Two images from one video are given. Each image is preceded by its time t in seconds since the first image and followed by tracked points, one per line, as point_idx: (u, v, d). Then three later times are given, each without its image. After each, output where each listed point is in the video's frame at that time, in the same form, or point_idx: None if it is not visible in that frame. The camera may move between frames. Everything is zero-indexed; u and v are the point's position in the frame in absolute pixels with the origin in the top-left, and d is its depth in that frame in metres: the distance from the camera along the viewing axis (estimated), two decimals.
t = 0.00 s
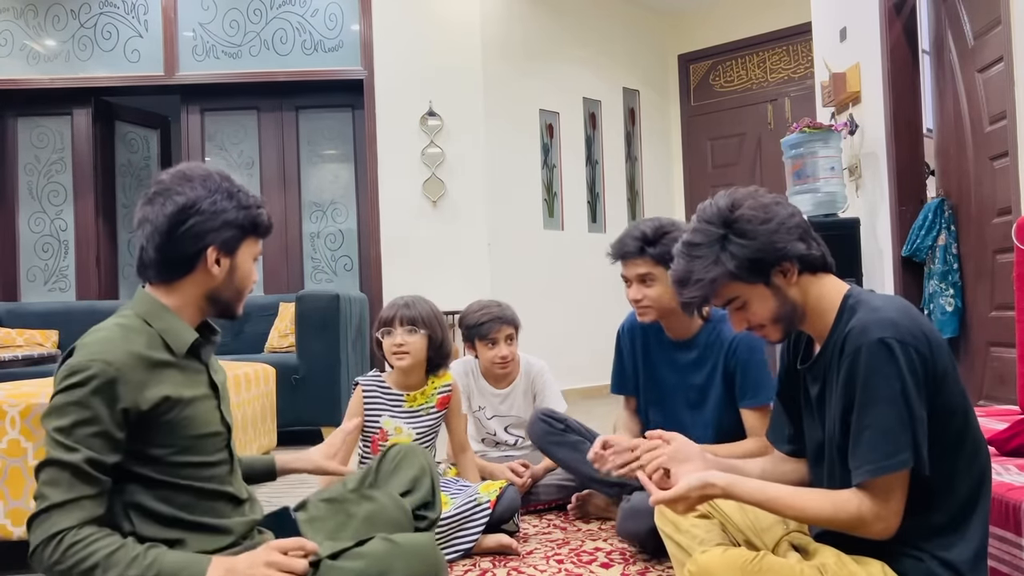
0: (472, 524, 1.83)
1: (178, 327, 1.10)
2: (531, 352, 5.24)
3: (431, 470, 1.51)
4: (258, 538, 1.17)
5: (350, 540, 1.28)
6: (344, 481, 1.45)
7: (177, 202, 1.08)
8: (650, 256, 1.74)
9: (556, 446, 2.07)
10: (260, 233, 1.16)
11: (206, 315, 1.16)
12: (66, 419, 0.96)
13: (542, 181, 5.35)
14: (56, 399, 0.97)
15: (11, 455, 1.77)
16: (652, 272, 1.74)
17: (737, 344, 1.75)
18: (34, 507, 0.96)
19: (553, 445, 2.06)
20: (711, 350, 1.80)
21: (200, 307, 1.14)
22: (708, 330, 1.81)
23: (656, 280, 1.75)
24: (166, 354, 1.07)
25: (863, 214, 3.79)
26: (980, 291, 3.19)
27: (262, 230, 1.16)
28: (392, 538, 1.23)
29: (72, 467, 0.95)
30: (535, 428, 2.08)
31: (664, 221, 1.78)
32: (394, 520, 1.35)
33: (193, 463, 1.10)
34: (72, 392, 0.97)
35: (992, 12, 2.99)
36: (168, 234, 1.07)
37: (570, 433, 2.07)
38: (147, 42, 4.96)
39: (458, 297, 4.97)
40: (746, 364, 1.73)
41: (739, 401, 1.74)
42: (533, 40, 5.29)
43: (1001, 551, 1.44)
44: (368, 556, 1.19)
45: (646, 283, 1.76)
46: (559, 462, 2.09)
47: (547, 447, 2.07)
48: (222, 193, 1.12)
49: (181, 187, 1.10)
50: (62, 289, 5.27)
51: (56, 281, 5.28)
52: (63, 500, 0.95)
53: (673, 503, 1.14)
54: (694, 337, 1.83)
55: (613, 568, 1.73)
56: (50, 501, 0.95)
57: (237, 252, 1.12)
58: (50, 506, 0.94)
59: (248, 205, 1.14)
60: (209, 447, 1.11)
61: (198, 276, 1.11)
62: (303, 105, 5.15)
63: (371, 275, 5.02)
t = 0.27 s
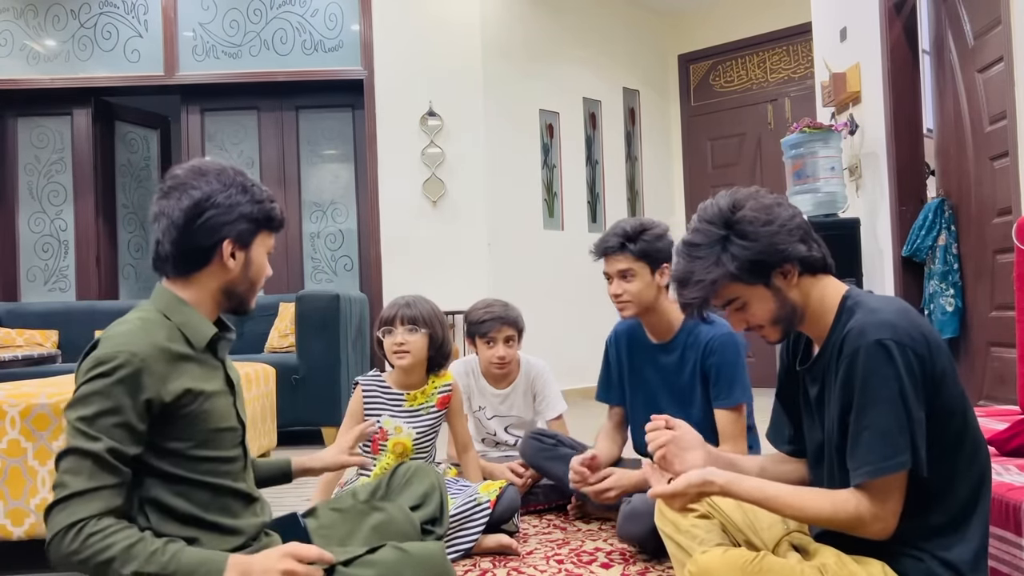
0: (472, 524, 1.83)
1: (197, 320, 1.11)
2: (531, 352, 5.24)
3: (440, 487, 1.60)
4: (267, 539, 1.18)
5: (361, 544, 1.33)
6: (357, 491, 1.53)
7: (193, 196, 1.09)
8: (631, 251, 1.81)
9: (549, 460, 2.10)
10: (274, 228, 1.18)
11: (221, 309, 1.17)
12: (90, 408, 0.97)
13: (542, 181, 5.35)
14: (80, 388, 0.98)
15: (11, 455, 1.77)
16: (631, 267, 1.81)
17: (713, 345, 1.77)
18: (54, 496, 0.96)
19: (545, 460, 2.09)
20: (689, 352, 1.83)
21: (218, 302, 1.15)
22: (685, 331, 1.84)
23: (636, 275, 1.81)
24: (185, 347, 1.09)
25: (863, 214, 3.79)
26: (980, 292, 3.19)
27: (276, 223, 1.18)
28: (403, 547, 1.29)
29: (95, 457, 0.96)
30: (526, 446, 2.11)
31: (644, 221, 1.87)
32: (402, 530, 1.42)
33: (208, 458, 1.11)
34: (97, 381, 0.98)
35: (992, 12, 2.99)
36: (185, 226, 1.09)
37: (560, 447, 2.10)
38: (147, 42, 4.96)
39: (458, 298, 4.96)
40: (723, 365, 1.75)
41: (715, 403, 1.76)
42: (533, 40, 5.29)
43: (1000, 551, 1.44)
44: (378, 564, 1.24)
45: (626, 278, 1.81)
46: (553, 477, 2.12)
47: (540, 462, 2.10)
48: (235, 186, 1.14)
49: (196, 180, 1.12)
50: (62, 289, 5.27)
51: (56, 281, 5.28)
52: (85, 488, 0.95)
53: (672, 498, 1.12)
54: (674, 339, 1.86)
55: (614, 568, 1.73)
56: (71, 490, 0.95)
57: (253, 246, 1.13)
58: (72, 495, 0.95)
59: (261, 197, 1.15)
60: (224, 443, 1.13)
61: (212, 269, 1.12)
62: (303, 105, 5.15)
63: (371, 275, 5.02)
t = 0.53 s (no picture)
0: (472, 524, 1.82)
1: (222, 322, 1.12)
2: (531, 353, 5.23)
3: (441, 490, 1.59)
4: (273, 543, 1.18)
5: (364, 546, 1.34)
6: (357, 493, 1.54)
7: (224, 201, 1.11)
8: (602, 257, 1.83)
9: (550, 466, 2.12)
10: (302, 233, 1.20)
11: (247, 312, 1.18)
12: (117, 391, 0.98)
13: (542, 181, 5.34)
14: (108, 373, 0.99)
15: (11, 455, 1.77)
16: (604, 273, 1.82)
17: (696, 346, 1.78)
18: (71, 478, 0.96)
19: (545, 465, 2.11)
20: (674, 355, 1.83)
21: (244, 303, 1.16)
22: (669, 332, 1.84)
23: (609, 281, 1.82)
24: (210, 345, 1.10)
25: (863, 214, 3.79)
26: (981, 292, 3.19)
27: (303, 228, 1.19)
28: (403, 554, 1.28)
29: (120, 440, 0.96)
30: (525, 451, 2.13)
31: (615, 228, 1.89)
32: (402, 532, 1.43)
33: (220, 458, 1.11)
34: (124, 367, 0.99)
35: (993, 12, 2.99)
36: (217, 230, 1.10)
37: (560, 452, 2.12)
38: (147, 42, 4.96)
39: (458, 298, 4.96)
40: (705, 367, 1.75)
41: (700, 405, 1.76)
42: (533, 40, 5.29)
43: (1001, 552, 1.43)
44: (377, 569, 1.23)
45: (600, 284, 1.83)
46: (553, 483, 2.14)
47: (539, 467, 2.12)
48: (263, 190, 1.15)
49: (228, 184, 1.13)
50: (62, 289, 5.26)
51: (56, 281, 5.27)
52: (106, 472, 0.95)
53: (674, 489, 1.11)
54: (658, 341, 1.86)
55: (614, 568, 1.73)
56: (92, 471, 0.94)
57: (281, 250, 1.15)
58: (92, 476, 0.94)
59: (289, 202, 1.16)
60: (237, 445, 1.13)
61: (242, 272, 1.13)
62: (303, 105, 5.14)
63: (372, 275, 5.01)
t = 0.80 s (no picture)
0: (472, 524, 1.82)
1: (249, 321, 1.13)
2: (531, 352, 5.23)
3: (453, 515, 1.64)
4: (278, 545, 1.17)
5: (369, 554, 1.43)
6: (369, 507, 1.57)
7: (262, 208, 1.13)
8: (594, 261, 1.80)
9: (549, 468, 2.12)
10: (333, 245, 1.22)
11: (275, 316, 1.19)
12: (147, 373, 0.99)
13: (542, 181, 5.34)
14: (138, 356, 1.01)
15: (11, 455, 1.77)
16: (596, 276, 1.80)
17: (689, 349, 1.77)
18: (95, 454, 0.96)
19: (545, 468, 2.11)
20: (669, 356, 1.83)
21: (273, 308, 1.18)
22: (664, 334, 1.84)
23: (602, 284, 1.80)
24: (235, 343, 1.11)
25: (863, 214, 3.79)
26: (981, 292, 3.19)
27: (334, 240, 1.21)
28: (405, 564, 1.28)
29: (147, 420, 0.97)
30: (524, 454, 2.14)
31: (608, 231, 1.85)
32: (410, 544, 1.49)
33: (236, 455, 1.11)
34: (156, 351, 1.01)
35: (993, 12, 2.98)
36: (253, 236, 1.12)
37: (559, 454, 2.13)
38: (147, 42, 4.96)
39: (458, 298, 4.96)
40: (700, 368, 1.75)
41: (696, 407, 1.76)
42: (534, 40, 5.29)
43: (1001, 551, 1.43)
44: None
45: (593, 287, 1.81)
46: (552, 485, 2.14)
47: (539, 470, 2.12)
48: (298, 201, 1.17)
49: (267, 193, 1.15)
50: (62, 289, 5.26)
51: (56, 281, 5.27)
52: (132, 448, 0.95)
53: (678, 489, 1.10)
54: (653, 342, 1.86)
55: (614, 568, 1.73)
56: (118, 446, 0.95)
57: (313, 259, 1.17)
58: (118, 451, 0.94)
59: (323, 214, 1.19)
60: (253, 444, 1.13)
61: (274, 277, 1.15)
62: (303, 105, 5.14)
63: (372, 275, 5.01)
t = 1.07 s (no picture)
0: (472, 524, 1.82)
1: (264, 321, 1.14)
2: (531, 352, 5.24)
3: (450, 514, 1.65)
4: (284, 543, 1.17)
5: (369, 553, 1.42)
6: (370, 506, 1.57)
7: (278, 212, 1.15)
8: (592, 263, 1.80)
9: (549, 469, 2.12)
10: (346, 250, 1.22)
11: (288, 319, 1.20)
12: (170, 362, 1.00)
13: (542, 181, 5.35)
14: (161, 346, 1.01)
15: (12, 455, 1.77)
16: (595, 278, 1.79)
17: (688, 351, 1.78)
18: (114, 440, 0.96)
19: (544, 468, 2.11)
20: (668, 359, 1.83)
21: (285, 310, 1.18)
22: (663, 336, 1.84)
23: (600, 287, 1.79)
24: (255, 340, 1.12)
25: (863, 214, 3.79)
26: (980, 292, 3.19)
27: (346, 245, 1.21)
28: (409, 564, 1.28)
29: (167, 410, 0.97)
30: (524, 455, 2.14)
31: (607, 232, 1.85)
32: (410, 543, 1.50)
33: (248, 452, 1.11)
34: (180, 342, 1.01)
35: (993, 12, 2.98)
36: (267, 239, 1.13)
37: (559, 454, 2.13)
38: (147, 42, 4.96)
39: (458, 298, 4.96)
40: (698, 370, 1.75)
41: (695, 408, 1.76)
42: (534, 40, 5.29)
43: (1001, 551, 1.43)
44: None
45: (592, 289, 1.80)
46: (551, 486, 2.14)
47: (539, 470, 2.12)
48: (312, 205, 1.18)
49: (282, 198, 1.17)
50: (62, 289, 5.27)
51: (56, 281, 5.28)
52: (151, 436, 0.96)
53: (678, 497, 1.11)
54: (652, 344, 1.86)
55: (613, 568, 1.73)
56: (138, 433, 0.95)
57: (326, 262, 1.17)
58: (137, 438, 0.95)
59: (336, 219, 1.20)
60: (265, 442, 1.14)
61: (287, 279, 1.15)
62: (303, 105, 5.14)
63: (372, 276, 5.01)
